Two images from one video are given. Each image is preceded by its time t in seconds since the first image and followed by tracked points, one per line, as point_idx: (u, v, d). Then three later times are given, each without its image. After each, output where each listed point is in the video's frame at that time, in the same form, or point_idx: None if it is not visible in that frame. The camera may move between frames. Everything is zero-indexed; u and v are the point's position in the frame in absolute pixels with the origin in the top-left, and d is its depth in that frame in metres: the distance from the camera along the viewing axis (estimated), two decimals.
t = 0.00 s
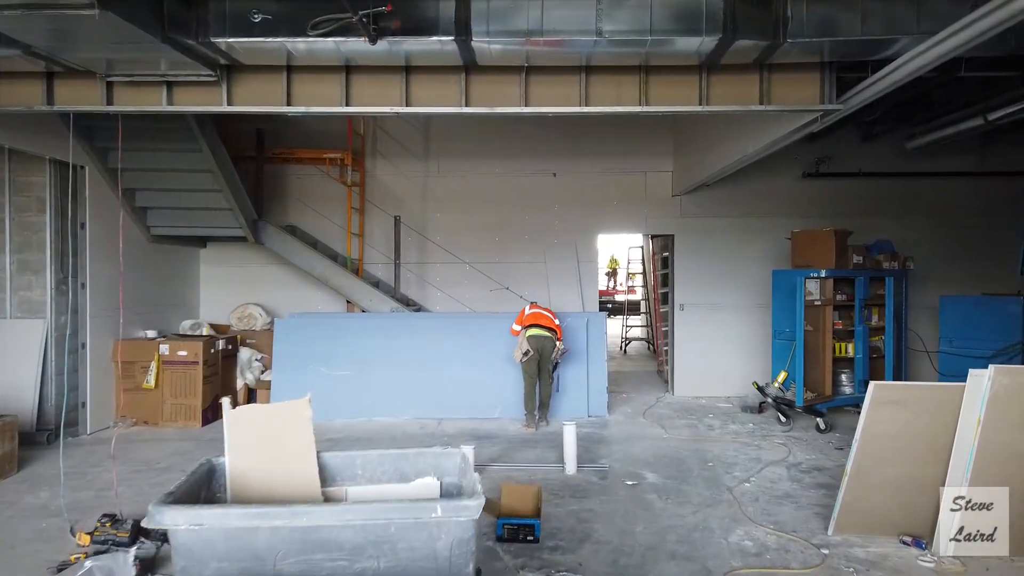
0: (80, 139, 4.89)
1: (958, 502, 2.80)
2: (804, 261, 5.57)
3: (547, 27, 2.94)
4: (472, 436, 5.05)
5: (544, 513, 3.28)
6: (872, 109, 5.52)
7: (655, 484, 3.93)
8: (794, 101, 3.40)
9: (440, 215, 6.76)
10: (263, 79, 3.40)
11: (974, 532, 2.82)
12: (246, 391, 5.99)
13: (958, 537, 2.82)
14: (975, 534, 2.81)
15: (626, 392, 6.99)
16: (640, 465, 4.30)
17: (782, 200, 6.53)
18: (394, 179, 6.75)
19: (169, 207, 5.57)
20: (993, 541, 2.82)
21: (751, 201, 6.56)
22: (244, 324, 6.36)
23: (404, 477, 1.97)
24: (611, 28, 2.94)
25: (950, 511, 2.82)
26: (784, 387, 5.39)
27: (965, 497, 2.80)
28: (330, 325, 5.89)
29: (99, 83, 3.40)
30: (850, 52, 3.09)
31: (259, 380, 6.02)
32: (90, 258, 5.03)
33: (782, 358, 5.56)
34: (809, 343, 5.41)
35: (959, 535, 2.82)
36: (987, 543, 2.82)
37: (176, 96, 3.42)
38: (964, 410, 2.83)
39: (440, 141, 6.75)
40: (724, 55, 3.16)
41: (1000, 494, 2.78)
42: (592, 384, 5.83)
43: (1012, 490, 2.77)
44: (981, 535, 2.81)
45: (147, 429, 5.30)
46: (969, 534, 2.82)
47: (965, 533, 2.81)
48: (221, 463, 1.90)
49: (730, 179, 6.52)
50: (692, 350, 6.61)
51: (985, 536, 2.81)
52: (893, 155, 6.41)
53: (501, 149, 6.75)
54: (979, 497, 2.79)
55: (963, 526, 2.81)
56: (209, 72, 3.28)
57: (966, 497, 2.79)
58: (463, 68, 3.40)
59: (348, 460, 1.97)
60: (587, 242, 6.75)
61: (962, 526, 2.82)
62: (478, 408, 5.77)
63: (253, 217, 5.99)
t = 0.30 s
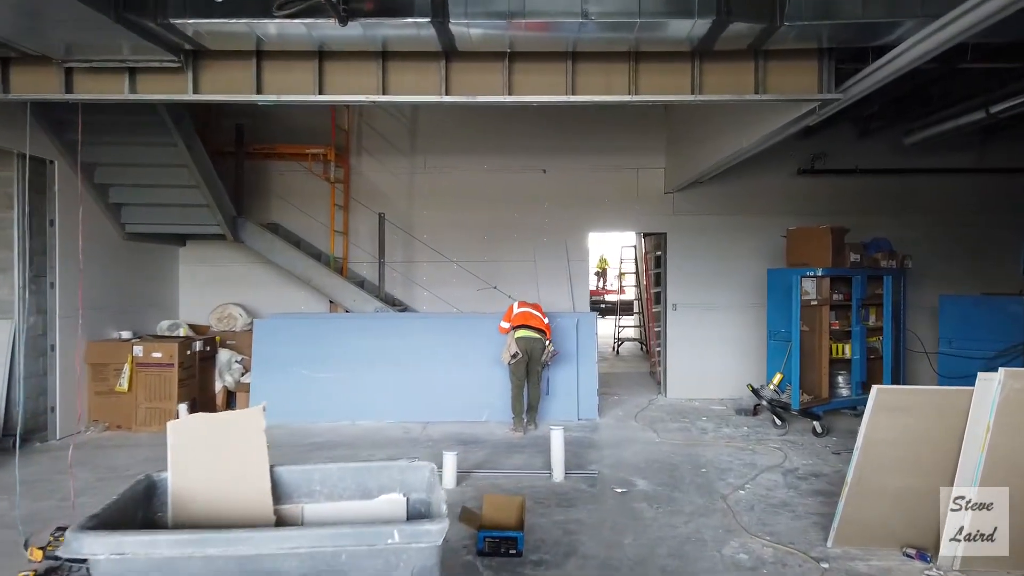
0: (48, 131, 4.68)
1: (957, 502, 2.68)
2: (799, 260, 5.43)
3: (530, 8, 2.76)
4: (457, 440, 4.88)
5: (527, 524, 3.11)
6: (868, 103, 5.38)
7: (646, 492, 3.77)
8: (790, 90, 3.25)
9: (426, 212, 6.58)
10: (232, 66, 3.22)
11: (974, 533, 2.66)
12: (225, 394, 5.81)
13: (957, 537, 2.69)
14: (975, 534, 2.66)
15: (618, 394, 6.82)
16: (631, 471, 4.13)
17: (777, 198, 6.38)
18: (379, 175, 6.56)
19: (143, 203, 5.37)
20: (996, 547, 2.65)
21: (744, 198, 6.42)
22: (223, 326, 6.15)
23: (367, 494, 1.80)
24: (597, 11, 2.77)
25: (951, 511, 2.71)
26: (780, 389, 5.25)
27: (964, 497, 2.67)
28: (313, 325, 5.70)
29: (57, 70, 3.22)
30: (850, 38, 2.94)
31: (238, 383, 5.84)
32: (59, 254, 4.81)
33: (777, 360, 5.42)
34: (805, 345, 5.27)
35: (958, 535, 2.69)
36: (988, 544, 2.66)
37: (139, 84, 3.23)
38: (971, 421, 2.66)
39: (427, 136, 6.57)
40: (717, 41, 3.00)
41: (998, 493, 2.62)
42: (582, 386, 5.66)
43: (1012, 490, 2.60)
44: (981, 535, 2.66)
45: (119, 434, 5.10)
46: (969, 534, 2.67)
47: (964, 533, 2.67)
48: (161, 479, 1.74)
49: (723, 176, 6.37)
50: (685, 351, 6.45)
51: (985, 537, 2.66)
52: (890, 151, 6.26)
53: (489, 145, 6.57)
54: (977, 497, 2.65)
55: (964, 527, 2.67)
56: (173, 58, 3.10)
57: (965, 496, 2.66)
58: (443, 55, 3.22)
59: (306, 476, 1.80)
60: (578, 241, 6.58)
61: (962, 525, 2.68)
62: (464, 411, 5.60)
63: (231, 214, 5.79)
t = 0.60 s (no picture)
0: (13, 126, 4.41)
1: (957, 502, 2.55)
2: (798, 258, 5.20)
3: None
4: (441, 448, 4.65)
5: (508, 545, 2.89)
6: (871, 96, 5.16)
7: (638, 505, 3.55)
8: (790, 77, 3.03)
9: (412, 210, 6.35)
10: (192, 51, 3.00)
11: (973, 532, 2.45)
12: (201, 399, 5.58)
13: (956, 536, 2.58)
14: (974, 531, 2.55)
15: (611, 398, 6.61)
16: (622, 482, 3.91)
17: (775, 194, 6.16)
18: (363, 171, 6.33)
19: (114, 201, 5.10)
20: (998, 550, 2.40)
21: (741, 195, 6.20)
22: (200, 328, 5.88)
23: (312, 524, 1.58)
24: None
25: (952, 512, 2.56)
26: (778, 395, 5.04)
27: (964, 496, 2.54)
28: (293, 327, 5.45)
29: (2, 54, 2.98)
30: (854, 19, 2.73)
31: (215, 387, 5.61)
32: (22, 252, 4.53)
33: (775, 363, 5.20)
34: (805, 348, 5.05)
35: (959, 535, 2.56)
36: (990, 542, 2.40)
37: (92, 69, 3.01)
38: (991, 428, 2.44)
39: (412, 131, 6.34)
40: (712, 21, 2.78)
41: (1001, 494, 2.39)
42: (572, 391, 5.43)
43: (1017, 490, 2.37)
44: (980, 535, 2.43)
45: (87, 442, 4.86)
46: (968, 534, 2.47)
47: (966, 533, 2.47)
48: (72, 512, 1.50)
49: (719, 173, 6.17)
50: (680, 353, 6.23)
51: (985, 536, 2.42)
52: (891, 147, 6.07)
53: (477, 140, 6.35)
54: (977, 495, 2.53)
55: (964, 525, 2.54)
56: (126, 41, 2.86)
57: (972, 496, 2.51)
58: (418, 38, 3.00)
59: (241, 508, 1.57)
60: (569, 239, 6.36)
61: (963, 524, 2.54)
62: (449, 416, 5.39)
63: (207, 211, 5.54)
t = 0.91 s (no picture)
0: None
1: (957, 502, 2.40)
2: (802, 258, 5.02)
3: None
4: (431, 456, 4.48)
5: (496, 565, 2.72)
6: (875, 91, 5.00)
7: (635, 518, 3.37)
8: (798, 66, 2.87)
9: (403, 209, 6.16)
10: (156, 38, 2.83)
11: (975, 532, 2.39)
12: (184, 403, 5.41)
13: (956, 538, 2.41)
14: (974, 534, 2.41)
15: (607, 402, 6.45)
16: (619, 493, 3.74)
17: (774, 192, 6.03)
18: (353, 169, 6.14)
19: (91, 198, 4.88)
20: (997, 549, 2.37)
21: (740, 193, 6.05)
22: (184, 330, 5.70)
23: (267, 558, 1.47)
24: None
25: (955, 511, 2.41)
26: (780, 400, 4.87)
27: (964, 496, 2.39)
28: (281, 328, 5.30)
29: None
30: (867, 6, 2.56)
31: (198, 392, 5.43)
32: None
33: (778, 367, 5.01)
34: (808, 352, 4.88)
35: (959, 535, 2.41)
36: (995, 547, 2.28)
37: (53, 57, 2.85)
38: (1016, 446, 2.28)
39: (404, 128, 6.16)
40: (715, 6, 2.61)
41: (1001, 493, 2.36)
42: (568, 395, 5.24)
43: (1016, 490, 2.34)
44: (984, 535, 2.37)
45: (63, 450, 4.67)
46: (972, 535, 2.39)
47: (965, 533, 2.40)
48: None
49: (718, 172, 6.02)
50: (677, 356, 6.08)
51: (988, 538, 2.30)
52: (894, 145, 5.92)
53: (471, 137, 6.18)
54: (979, 496, 2.39)
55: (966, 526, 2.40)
56: (89, 25, 2.70)
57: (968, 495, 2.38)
58: (401, 24, 2.85)
59: (186, 540, 1.47)
60: (565, 239, 6.18)
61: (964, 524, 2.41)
62: (440, 422, 5.17)
63: (189, 211, 5.31)
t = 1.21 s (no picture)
0: None
1: (957, 502, 2.23)
2: (808, 255, 4.84)
3: None
4: (422, 461, 4.30)
5: None
6: (883, 85, 4.83)
7: (636, 530, 3.19)
8: (814, 49, 2.82)
9: (396, 206, 5.97)
10: (128, 16, 2.77)
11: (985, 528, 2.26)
12: (167, 406, 5.22)
13: (955, 538, 2.24)
14: (974, 534, 2.23)
15: (606, 404, 6.28)
16: (617, 502, 3.56)
17: (777, 189, 5.87)
18: (344, 165, 5.95)
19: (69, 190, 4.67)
20: (997, 550, 2.21)
21: (742, 190, 5.88)
22: (167, 330, 5.52)
23: None
24: None
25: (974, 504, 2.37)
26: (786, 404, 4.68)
27: (964, 496, 2.22)
28: (269, 329, 5.10)
29: None
30: None
31: (182, 394, 5.25)
32: None
33: (783, 370, 4.83)
34: (815, 354, 4.70)
35: (958, 535, 2.24)
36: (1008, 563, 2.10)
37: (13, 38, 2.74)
38: None
39: (397, 122, 5.97)
40: None
41: (1001, 491, 2.19)
42: (565, 399, 5.06)
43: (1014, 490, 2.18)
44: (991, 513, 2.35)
45: (38, 454, 4.49)
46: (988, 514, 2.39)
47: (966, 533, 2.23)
48: None
49: (719, 168, 5.86)
50: (677, 357, 5.91)
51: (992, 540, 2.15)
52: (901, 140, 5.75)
53: (466, 132, 6.00)
54: (978, 495, 2.21)
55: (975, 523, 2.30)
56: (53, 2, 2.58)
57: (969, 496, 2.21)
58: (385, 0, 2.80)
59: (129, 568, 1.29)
60: (562, 237, 6.00)
61: (963, 523, 2.24)
62: (431, 426, 4.99)
63: (172, 206, 5.07)
